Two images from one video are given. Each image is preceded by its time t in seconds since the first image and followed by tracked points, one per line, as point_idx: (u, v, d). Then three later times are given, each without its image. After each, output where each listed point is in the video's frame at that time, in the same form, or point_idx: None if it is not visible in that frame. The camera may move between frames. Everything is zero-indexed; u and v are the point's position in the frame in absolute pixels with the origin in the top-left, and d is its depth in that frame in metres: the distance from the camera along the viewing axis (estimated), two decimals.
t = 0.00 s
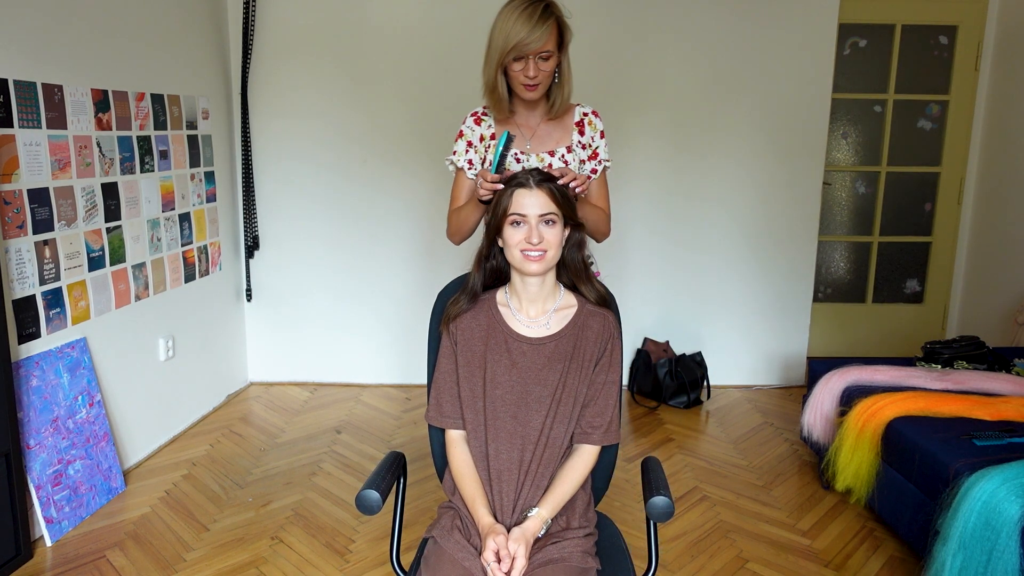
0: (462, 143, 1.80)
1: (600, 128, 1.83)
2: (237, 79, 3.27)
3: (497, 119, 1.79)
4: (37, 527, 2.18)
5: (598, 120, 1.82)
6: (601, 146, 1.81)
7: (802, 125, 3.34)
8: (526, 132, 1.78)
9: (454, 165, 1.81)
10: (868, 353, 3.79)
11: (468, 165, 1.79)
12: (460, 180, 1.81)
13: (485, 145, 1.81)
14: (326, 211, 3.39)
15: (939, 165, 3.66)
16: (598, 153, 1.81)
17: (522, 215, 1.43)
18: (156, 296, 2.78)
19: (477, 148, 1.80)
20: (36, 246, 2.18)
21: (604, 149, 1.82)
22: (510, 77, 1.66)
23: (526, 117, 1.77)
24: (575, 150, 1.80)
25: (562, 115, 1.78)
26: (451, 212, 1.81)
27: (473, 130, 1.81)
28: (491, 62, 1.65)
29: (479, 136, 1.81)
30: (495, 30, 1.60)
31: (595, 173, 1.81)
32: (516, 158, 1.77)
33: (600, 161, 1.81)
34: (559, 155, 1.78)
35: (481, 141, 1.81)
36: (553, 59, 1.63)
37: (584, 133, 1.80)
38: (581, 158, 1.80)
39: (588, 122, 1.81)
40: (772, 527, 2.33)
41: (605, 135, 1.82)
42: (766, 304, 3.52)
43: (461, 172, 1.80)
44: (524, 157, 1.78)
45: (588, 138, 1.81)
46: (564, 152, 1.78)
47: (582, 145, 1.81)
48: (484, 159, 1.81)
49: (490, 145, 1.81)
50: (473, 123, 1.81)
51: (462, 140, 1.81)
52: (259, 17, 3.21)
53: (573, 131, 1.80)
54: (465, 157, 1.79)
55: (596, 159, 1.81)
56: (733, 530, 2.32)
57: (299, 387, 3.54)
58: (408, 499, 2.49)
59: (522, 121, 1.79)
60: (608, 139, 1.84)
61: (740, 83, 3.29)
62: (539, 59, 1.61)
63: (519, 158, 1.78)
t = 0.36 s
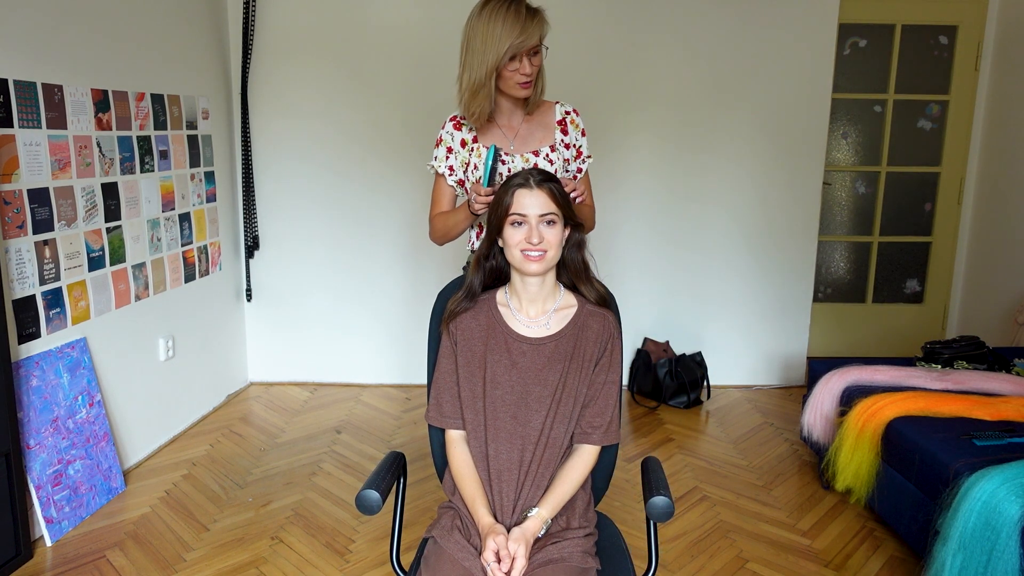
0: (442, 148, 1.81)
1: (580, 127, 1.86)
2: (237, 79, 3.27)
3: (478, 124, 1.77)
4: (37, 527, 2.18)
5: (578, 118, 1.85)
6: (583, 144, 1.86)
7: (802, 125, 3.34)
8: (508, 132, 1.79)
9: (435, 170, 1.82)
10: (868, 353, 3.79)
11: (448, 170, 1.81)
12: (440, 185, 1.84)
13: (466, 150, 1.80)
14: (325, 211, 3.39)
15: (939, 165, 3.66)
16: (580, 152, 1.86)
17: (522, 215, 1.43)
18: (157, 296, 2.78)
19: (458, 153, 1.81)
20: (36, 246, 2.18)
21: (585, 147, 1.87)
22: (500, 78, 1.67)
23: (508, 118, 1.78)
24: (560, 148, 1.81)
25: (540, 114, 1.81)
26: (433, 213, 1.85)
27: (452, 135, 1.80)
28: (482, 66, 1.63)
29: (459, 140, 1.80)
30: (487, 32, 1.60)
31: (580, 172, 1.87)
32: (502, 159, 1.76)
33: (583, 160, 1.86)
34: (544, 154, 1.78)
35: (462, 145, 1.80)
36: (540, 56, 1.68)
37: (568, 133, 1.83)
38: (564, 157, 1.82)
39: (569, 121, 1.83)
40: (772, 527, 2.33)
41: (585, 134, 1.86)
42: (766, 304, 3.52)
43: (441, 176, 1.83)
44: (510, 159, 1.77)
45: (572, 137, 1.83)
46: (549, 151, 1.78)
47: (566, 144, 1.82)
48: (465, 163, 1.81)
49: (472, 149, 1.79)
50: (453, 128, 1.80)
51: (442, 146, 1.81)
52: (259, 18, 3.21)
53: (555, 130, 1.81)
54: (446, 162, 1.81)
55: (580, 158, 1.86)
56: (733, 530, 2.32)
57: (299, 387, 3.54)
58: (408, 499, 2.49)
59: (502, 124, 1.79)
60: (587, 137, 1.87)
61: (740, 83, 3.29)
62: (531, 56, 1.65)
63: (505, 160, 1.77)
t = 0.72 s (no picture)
0: (443, 149, 1.81)
1: (580, 128, 1.86)
2: (237, 79, 3.27)
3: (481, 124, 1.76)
4: (37, 527, 2.18)
5: (579, 119, 1.85)
6: (583, 145, 1.86)
7: (802, 125, 3.34)
8: (507, 132, 1.79)
9: (437, 171, 1.83)
10: (868, 353, 3.79)
11: (449, 170, 1.81)
12: (441, 182, 1.84)
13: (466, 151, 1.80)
14: (325, 211, 3.39)
15: (939, 165, 3.66)
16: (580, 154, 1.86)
17: (528, 215, 1.43)
18: (157, 296, 2.78)
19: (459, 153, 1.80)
20: (36, 246, 2.18)
21: (585, 147, 1.87)
22: (506, 77, 1.67)
23: (509, 118, 1.78)
24: (559, 149, 1.81)
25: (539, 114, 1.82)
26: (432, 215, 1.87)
27: (453, 135, 1.80)
28: (489, 65, 1.63)
29: (459, 141, 1.80)
30: (494, 30, 1.60)
31: (579, 173, 1.88)
32: (501, 159, 1.77)
33: (582, 161, 1.86)
34: (544, 154, 1.77)
35: (462, 145, 1.80)
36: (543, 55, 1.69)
37: (567, 133, 1.83)
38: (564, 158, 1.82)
39: (569, 122, 1.83)
40: (772, 527, 2.33)
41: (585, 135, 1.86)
42: (766, 304, 3.52)
43: (443, 177, 1.83)
44: (509, 160, 1.77)
45: (571, 138, 1.84)
46: (548, 152, 1.78)
47: (565, 144, 1.83)
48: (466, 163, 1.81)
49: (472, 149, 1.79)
50: (453, 128, 1.80)
51: (443, 147, 1.81)
52: (259, 17, 3.21)
53: (555, 131, 1.81)
54: (447, 163, 1.81)
55: (579, 159, 1.86)
56: (733, 530, 2.32)
57: (299, 387, 3.54)
58: (408, 499, 2.49)
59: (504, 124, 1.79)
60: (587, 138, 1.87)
61: (740, 83, 3.29)
62: (536, 55, 1.67)
63: (504, 161, 1.77)
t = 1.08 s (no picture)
0: (450, 148, 1.80)
1: (587, 130, 1.87)
2: (237, 79, 3.27)
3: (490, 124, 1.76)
4: (37, 527, 2.18)
5: (587, 122, 1.85)
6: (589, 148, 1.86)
7: (802, 125, 3.34)
8: (515, 133, 1.79)
9: (443, 169, 1.82)
10: (868, 353, 3.79)
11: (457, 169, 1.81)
12: (447, 182, 1.84)
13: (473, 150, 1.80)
14: (325, 211, 3.39)
15: (939, 165, 3.66)
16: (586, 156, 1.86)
17: (540, 214, 1.43)
18: (157, 296, 2.78)
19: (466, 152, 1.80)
20: (36, 246, 2.18)
21: (591, 151, 1.88)
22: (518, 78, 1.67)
23: (518, 119, 1.78)
24: (566, 150, 1.81)
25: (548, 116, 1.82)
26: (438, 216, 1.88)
27: (460, 134, 1.80)
28: (502, 66, 1.63)
29: (466, 140, 1.80)
30: (508, 30, 1.60)
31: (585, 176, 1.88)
32: (507, 159, 1.78)
33: (588, 164, 1.87)
34: (550, 156, 1.78)
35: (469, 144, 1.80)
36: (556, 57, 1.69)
37: (574, 135, 1.83)
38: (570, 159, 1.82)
39: (577, 124, 1.83)
40: (772, 527, 2.33)
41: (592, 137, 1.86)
42: (766, 304, 3.52)
43: (450, 175, 1.83)
44: (515, 160, 1.78)
45: (577, 140, 1.84)
46: (555, 153, 1.79)
47: (572, 146, 1.83)
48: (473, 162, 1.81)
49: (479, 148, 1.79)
50: (461, 126, 1.80)
51: (451, 145, 1.80)
52: (259, 18, 3.21)
53: (563, 132, 1.81)
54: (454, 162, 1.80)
55: (585, 162, 1.86)
56: (733, 530, 2.32)
57: (299, 387, 3.54)
58: (408, 499, 2.49)
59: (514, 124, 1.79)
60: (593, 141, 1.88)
61: (740, 83, 3.29)
62: (549, 57, 1.67)
63: (510, 161, 1.78)
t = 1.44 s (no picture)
0: (446, 149, 1.81)
1: (585, 131, 1.86)
2: (237, 79, 3.28)
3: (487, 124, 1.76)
4: (37, 527, 2.18)
5: (585, 123, 1.85)
6: (587, 149, 1.86)
7: (802, 125, 3.34)
8: (512, 133, 1.79)
9: (439, 170, 1.82)
10: (868, 353, 3.79)
11: (452, 170, 1.81)
12: (444, 185, 1.85)
13: (469, 150, 1.80)
14: (325, 211, 3.39)
15: (939, 165, 3.66)
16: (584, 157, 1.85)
17: (541, 214, 1.43)
18: (157, 296, 2.78)
19: (462, 153, 1.81)
20: (36, 246, 2.18)
21: (589, 152, 1.87)
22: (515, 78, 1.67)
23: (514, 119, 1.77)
24: (563, 151, 1.81)
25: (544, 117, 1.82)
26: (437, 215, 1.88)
27: (456, 135, 1.81)
28: (499, 66, 1.63)
29: (462, 141, 1.81)
30: (507, 31, 1.60)
31: (583, 177, 1.87)
32: (504, 159, 1.78)
33: (587, 164, 1.86)
34: (547, 155, 1.78)
35: (465, 145, 1.80)
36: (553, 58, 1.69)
37: (571, 137, 1.83)
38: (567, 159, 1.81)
39: (574, 126, 1.83)
40: (772, 527, 2.33)
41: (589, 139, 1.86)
42: (766, 304, 3.52)
43: (445, 176, 1.83)
44: (512, 160, 1.78)
45: (575, 141, 1.84)
46: (551, 153, 1.79)
47: (569, 147, 1.83)
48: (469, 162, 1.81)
49: (476, 149, 1.80)
50: (457, 128, 1.81)
51: (447, 147, 1.81)
52: (259, 18, 3.21)
53: (560, 133, 1.81)
54: (449, 163, 1.81)
55: (584, 163, 1.86)
56: (733, 530, 2.32)
57: (299, 387, 3.54)
58: (408, 499, 2.50)
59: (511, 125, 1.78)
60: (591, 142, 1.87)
61: (740, 83, 3.29)
62: (546, 58, 1.66)
63: (507, 161, 1.78)
